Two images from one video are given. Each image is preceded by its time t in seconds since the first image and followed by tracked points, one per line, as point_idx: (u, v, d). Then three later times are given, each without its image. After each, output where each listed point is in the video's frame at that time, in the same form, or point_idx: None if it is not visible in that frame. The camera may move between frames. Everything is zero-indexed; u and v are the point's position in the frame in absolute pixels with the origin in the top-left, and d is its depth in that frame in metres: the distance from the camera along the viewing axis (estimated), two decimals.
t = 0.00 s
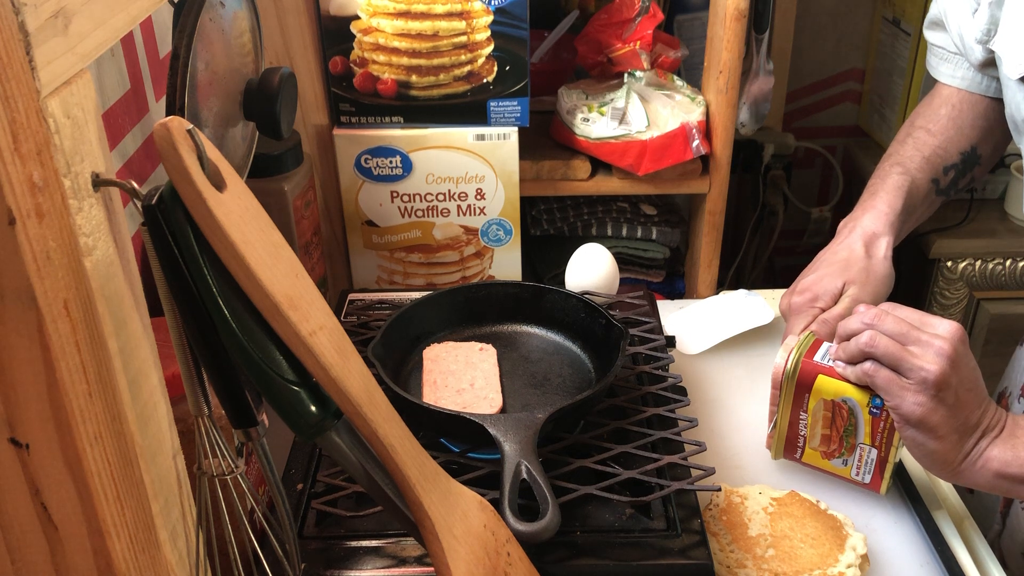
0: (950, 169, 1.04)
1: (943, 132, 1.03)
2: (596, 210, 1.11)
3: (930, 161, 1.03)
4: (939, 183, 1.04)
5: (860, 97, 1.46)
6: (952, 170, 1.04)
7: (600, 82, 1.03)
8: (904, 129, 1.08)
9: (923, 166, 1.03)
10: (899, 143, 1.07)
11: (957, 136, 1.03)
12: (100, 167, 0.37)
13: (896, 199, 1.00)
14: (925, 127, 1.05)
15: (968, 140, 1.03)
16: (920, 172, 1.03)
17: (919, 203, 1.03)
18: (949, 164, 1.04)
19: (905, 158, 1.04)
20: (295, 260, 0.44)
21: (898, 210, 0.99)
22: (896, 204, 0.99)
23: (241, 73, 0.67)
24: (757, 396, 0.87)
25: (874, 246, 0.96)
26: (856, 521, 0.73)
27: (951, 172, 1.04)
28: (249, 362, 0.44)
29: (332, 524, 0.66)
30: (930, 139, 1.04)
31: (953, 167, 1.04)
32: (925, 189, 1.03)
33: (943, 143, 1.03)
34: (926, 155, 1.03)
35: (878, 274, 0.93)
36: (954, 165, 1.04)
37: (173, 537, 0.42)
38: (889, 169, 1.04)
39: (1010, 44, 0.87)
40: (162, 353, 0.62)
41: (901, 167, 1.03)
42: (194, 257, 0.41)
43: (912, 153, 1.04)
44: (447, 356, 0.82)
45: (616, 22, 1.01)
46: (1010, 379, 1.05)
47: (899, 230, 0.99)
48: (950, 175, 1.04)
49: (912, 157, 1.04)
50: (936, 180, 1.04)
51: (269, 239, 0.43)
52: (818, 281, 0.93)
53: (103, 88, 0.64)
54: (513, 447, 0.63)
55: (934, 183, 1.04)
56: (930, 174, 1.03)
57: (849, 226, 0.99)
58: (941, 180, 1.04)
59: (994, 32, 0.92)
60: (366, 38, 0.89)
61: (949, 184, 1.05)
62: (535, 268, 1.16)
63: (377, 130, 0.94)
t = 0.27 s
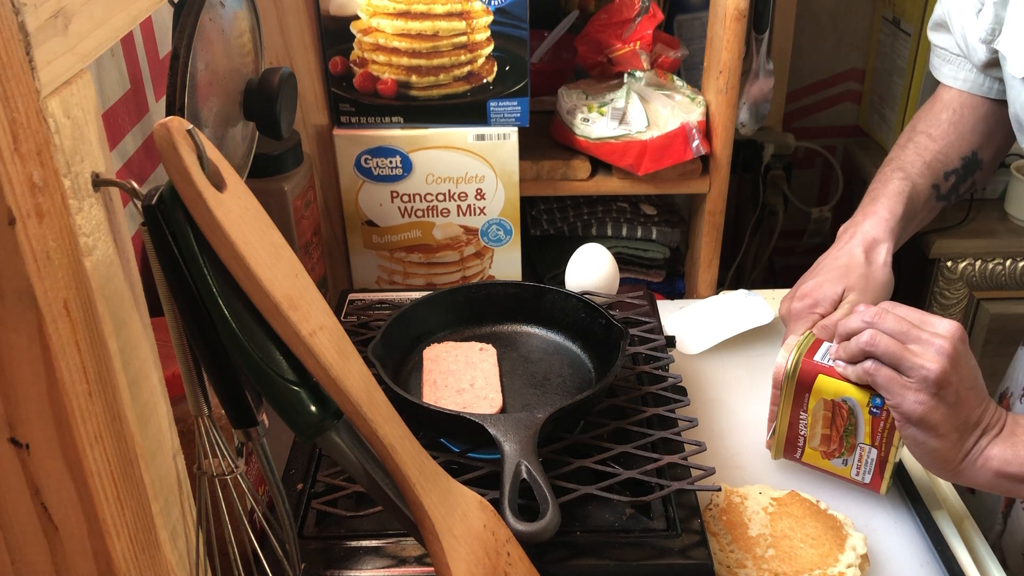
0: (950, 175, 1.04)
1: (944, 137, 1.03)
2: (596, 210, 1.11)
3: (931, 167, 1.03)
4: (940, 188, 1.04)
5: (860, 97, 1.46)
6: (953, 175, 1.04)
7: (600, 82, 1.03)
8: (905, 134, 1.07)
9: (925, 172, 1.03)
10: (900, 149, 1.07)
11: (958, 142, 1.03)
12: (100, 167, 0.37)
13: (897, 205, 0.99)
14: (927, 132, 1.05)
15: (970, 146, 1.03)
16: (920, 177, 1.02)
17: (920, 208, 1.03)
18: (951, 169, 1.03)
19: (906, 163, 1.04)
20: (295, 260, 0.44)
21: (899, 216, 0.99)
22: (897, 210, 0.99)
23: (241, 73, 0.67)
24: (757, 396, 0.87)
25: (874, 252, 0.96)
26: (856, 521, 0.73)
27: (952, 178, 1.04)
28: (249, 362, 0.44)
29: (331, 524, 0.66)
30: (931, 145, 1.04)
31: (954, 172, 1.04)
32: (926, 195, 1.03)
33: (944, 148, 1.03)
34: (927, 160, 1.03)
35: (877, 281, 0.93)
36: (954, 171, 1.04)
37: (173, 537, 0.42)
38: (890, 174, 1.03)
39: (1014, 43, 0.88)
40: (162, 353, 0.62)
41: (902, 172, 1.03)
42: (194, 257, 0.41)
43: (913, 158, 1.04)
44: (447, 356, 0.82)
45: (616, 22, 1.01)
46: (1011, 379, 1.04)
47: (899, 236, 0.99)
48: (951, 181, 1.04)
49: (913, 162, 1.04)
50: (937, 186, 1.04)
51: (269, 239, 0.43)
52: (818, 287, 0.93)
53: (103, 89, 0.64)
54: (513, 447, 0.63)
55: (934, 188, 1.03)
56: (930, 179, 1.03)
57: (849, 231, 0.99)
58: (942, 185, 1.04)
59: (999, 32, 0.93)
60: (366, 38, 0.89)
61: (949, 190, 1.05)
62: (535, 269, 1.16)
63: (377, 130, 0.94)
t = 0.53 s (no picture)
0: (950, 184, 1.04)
1: (944, 145, 1.03)
2: (596, 210, 1.11)
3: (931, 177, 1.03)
4: (940, 198, 1.04)
5: (860, 97, 1.46)
6: (953, 184, 1.04)
7: (600, 82, 1.03)
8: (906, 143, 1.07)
9: (925, 181, 1.03)
10: (901, 156, 1.07)
11: (959, 151, 1.03)
12: (100, 167, 0.37)
13: (896, 216, 0.99)
14: (927, 140, 1.04)
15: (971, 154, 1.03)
16: (921, 186, 1.02)
17: (920, 217, 1.03)
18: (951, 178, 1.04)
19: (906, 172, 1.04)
20: (295, 260, 0.44)
21: (898, 226, 0.99)
22: (897, 220, 0.99)
23: (241, 73, 0.67)
24: (757, 396, 0.87)
25: (873, 262, 0.95)
26: (856, 521, 0.73)
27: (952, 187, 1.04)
28: (249, 362, 0.44)
29: (331, 524, 0.66)
30: (932, 154, 1.04)
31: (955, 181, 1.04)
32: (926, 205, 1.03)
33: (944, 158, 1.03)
34: (927, 169, 1.03)
35: (877, 291, 0.93)
36: (955, 181, 1.04)
37: (173, 537, 0.42)
38: (890, 183, 1.03)
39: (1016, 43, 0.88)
40: (162, 353, 0.62)
41: (902, 181, 1.03)
42: (194, 257, 0.41)
43: (914, 167, 1.04)
44: (447, 356, 0.82)
45: (616, 22, 1.01)
46: (1013, 379, 1.04)
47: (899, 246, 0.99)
48: (952, 189, 1.04)
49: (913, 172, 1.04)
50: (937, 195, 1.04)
51: (269, 239, 0.43)
52: (817, 297, 0.93)
53: (103, 89, 0.64)
54: (513, 447, 0.63)
55: (935, 197, 1.04)
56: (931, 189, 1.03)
57: (849, 241, 0.99)
58: (942, 194, 1.04)
59: (1002, 32, 0.93)
60: (366, 38, 0.89)
61: (949, 200, 1.05)
62: (535, 268, 1.16)
63: (377, 130, 0.94)
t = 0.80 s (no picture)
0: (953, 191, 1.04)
1: (947, 152, 1.03)
2: (596, 210, 1.11)
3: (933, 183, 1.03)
4: (943, 204, 1.03)
5: (860, 97, 1.46)
6: (956, 191, 1.04)
7: (600, 82, 1.03)
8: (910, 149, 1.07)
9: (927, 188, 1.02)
10: (904, 163, 1.07)
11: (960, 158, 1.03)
12: (100, 167, 0.37)
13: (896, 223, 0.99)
14: (930, 146, 1.05)
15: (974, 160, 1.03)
16: (922, 193, 1.02)
17: (921, 225, 1.02)
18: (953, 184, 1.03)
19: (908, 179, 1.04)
20: (296, 260, 0.44)
21: (899, 232, 0.98)
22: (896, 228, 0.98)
23: (241, 73, 0.67)
24: (757, 396, 0.87)
25: (872, 269, 0.95)
26: (856, 521, 0.73)
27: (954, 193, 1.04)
28: (249, 362, 0.44)
29: (331, 524, 0.66)
30: (933, 159, 1.04)
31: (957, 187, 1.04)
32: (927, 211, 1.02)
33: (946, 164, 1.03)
34: (929, 175, 1.03)
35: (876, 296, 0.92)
36: (957, 187, 1.04)
37: (173, 537, 0.42)
38: (892, 189, 1.03)
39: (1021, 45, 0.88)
40: (162, 353, 0.62)
41: (904, 188, 1.03)
42: (194, 257, 0.41)
43: (916, 173, 1.04)
44: (447, 356, 0.82)
45: (616, 22, 1.01)
46: (1015, 379, 1.04)
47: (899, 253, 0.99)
48: (954, 196, 1.04)
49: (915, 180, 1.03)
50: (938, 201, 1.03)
51: (269, 239, 0.43)
52: (816, 302, 0.93)
53: (103, 89, 0.64)
54: (513, 447, 0.63)
55: (937, 204, 1.03)
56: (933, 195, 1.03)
57: (849, 248, 0.99)
58: (944, 201, 1.04)
59: (1007, 32, 0.93)
60: (366, 38, 0.89)
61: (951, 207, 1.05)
62: (535, 269, 1.16)
63: (377, 130, 0.94)
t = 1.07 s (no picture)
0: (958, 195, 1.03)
1: (953, 155, 1.03)
2: (596, 210, 1.11)
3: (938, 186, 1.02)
4: (948, 208, 1.03)
5: (860, 97, 1.46)
6: (962, 194, 1.03)
7: (600, 82, 1.03)
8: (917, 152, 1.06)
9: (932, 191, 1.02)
10: (909, 166, 1.06)
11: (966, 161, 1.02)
12: (100, 167, 0.37)
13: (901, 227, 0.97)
14: (936, 149, 1.04)
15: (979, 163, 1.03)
16: (928, 196, 1.01)
17: (928, 227, 1.01)
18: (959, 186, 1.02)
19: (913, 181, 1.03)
20: (295, 260, 0.44)
21: (905, 235, 0.97)
22: (899, 232, 0.97)
23: (241, 73, 0.67)
24: (757, 396, 0.87)
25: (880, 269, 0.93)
26: (856, 521, 0.73)
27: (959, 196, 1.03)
28: (249, 362, 0.44)
29: (331, 524, 0.66)
30: (939, 163, 1.03)
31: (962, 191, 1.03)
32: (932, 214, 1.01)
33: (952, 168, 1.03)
34: (935, 178, 1.02)
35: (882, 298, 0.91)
36: (962, 189, 1.03)
37: (173, 537, 0.42)
38: (898, 193, 1.02)
39: None
40: (162, 353, 0.62)
41: (910, 190, 1.02)
42: (194, 257, 0.41)
43: (922, 176, 1.02)
44: (447, 356, 0.82)
45: (616, 22, 1.01)
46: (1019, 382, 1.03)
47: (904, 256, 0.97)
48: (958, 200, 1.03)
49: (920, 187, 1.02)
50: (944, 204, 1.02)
51: (269, 239, 0.43)
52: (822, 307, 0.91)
53: (103, 89, 0.64)
54: (513, 447, 0.63)
55: (944, 207, 1.02)
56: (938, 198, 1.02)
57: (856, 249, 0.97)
58: (950, 204, 1.03)
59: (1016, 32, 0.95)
60: (366, 38, 0.89)
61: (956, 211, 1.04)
62: (535, 269, 1.16)
63: (377, 130, 0.94)
